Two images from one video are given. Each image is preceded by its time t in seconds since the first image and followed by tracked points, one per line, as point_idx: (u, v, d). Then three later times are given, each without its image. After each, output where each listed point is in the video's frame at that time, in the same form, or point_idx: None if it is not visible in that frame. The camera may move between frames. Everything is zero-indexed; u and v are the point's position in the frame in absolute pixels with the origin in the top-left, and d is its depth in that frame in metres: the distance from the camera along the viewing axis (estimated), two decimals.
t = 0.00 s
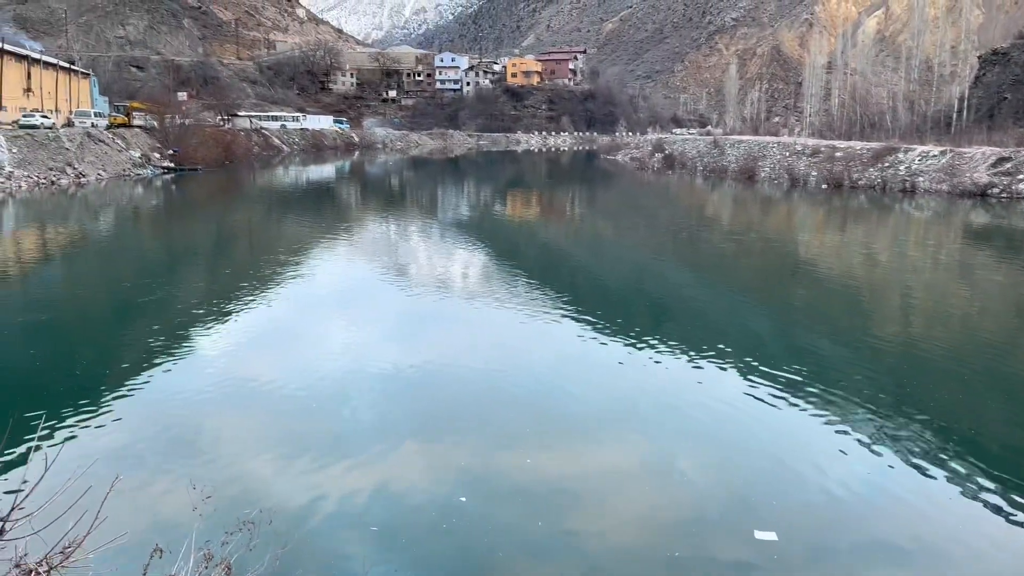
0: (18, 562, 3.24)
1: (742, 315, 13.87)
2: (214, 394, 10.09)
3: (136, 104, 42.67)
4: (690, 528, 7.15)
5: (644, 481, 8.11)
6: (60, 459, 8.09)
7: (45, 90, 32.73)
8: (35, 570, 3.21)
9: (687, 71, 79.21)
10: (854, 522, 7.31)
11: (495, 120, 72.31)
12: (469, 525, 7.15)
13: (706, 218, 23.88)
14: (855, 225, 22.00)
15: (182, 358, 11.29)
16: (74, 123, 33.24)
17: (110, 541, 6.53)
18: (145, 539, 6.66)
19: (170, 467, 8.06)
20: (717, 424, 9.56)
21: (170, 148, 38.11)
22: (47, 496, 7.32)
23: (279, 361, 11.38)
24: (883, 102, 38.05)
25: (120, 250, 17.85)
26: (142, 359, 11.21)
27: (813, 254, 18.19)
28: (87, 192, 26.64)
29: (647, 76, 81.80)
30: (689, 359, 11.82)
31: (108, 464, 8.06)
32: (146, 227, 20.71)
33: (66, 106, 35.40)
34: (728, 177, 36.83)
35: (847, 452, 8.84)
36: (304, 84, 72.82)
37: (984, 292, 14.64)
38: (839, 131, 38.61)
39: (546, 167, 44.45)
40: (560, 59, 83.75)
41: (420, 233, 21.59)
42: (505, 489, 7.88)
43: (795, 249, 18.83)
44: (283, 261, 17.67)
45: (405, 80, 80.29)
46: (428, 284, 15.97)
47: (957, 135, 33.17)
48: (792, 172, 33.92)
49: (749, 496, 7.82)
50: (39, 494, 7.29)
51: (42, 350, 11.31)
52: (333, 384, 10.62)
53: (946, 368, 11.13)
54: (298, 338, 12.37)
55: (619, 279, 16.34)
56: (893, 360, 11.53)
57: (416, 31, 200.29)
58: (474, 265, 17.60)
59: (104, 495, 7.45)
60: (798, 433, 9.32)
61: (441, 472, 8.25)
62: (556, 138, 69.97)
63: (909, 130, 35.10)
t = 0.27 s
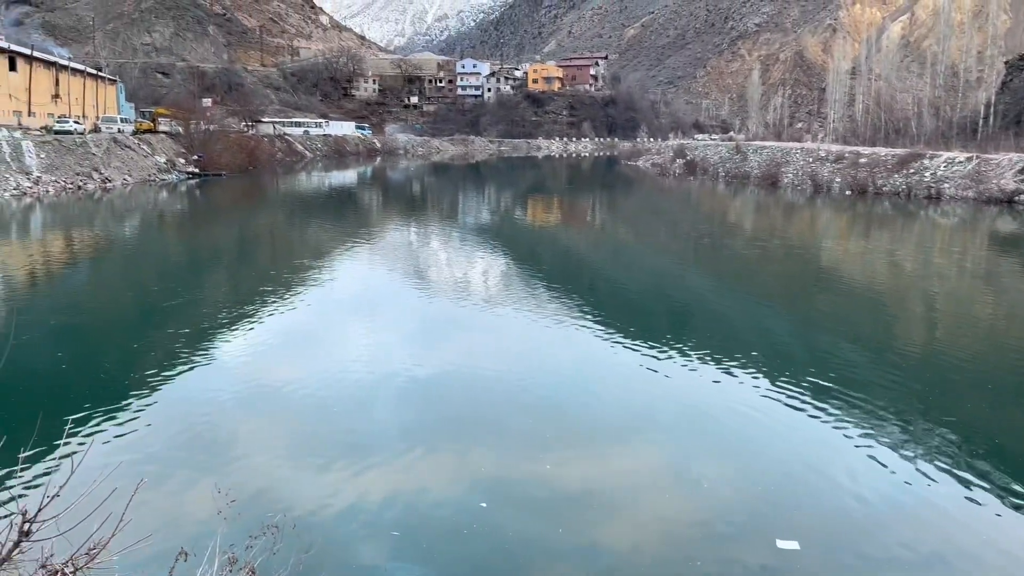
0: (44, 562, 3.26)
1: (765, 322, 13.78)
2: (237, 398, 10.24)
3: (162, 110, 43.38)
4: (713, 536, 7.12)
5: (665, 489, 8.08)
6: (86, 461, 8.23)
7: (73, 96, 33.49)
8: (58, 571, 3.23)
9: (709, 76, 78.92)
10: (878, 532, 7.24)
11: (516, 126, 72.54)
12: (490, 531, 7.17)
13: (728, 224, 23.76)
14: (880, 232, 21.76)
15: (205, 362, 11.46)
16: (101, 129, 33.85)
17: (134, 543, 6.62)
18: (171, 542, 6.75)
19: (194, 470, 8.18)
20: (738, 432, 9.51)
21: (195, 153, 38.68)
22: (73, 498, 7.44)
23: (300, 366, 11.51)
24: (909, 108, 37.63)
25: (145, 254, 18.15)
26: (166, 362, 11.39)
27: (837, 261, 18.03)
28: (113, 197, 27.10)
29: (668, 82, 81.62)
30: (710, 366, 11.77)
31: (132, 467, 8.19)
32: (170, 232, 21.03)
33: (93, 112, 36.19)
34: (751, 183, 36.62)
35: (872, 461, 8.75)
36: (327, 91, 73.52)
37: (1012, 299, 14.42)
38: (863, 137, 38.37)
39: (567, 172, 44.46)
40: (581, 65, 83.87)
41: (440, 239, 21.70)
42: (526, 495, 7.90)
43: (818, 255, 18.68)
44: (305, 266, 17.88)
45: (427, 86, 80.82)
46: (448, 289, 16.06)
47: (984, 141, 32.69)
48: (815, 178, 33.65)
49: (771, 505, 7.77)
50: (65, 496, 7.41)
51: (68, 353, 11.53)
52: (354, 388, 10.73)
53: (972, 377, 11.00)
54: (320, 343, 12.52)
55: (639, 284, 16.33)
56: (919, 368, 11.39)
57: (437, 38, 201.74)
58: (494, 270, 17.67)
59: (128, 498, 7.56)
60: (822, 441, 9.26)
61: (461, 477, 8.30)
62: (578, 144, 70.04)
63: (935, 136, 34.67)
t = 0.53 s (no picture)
0: (70, 565, 3.40)
1: (785, 328, 13.70)
2: (258, 401, 10.38)
3: (184, 115, 44.03)
4: (733, 544, 7.09)
5: (685, 496, 8.06)
6: (110, 464, 8.38)
7: (98, 102, 34.13)
8: (84, 570, 3.38)
9: (730, 81, 78.51)
10: (901, 541, 7.17)
11: (536, 131, 72.70)
12: (509, 536, 7.20)
13: (749, 229, 23.64)
14: (902, 237, 21.55)
15: (228, 365, 11.62)
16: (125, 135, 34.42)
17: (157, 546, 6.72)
18: (194, 544, 6.85)
19: (215, 474, 8.28)
20: (758, 439, 9.47)
21: (218, 159, 39.19)
22: (96, 500, 7.56)
23: (321, 369, 11.65)
24: (932, 113, 37.27)
25: (168, 258, 18.43)
26: (189, 365, 11.57)
27: (858, 267, 17.88)
28: (136, 201, 27.55)
29: (689, 87, 81.35)
30: (730, 372, 11.72)
31: (155, 469, 8.31)
32: (192, 236, 21.33)
33: (117, 118, 36.88)
34: (772, 188, 36.38)
35: (895, 469, 8.66)
36: (347, 96, 74.16)
37: None
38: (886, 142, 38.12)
39: (586, 178, 44.47)
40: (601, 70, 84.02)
41: (459, 244, 21.83)
42: (545, 501, 7.93)
43: (839, 262, 18.52)
44: (325, 270, 18.07)
45: (447, 92, 81.23)
46: (467, 294, 16.15)
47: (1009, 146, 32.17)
48: (837, 183, 33.35)
49: (792, 512, 7.72)
50: (90, 498, 7.54)
51: (93, 356, 11.73)
52: (374, 392, 10.83)
53: (997, 385, 10.86)
54: (341, 347, 12.65)
55: (658, 290, 16.30)
56: (942, 376, 11.28)
57: (457, 44, 203.07)
58: (512, 275, 17.74)
59: (151, 501, 7.67)
60: (844, 449, 9.19)
61: (480, 482, 8.34)
62: (597, 150, 70.04)
63: (960, 141, 34.22)
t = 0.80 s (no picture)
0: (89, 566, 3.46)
1: (802, 332, 13.64)
2: (275, 404, 10.50)
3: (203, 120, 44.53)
4: (750, 550, 7.08)
5: (700, 500, 8.06)
6: (129, 465, 8.50)
7: (117, 106, 34.72)
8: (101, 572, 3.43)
9: (747, 85, 78.15)
10: (920, 548, 7.11)
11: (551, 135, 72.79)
12: (525, 540, 7.23)
13: (766, 233, 23.55)
14: (921, 242, 21.35)
15: (246, 368, 11.76)
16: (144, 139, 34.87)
17: (173, 548, 6.81)
18: (212, 546, 6.94)
19: (233, 476, 8.38)
20: (775, 444, 9.44)
21: (236, 162, 39.61)
22: (115, 502, 7.67)
23: (337, 372, 11.76)
24: (952, 116, 36.90)
25: (186, 261, 18.67)
26: (208, 367, 11.72)
27: (877, 271, 17.74)
28: (155, 204, 27.89)
29: (705, 90, 81.10)
30: (746, 377, 11.69)
31: (173, 471, 8.42)
32: (210, 239, 21.59)
33: (136, 121, 37.52)
34: (789, 192, 36.19)
35: (913, 476, 8.61)
36: (364, 100, 74.64)
37: None
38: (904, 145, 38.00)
39: (601, 181, 44.46)
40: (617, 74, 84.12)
41: (475, 247, 21.89)
42: (559, 504, 7.96)
43: (858, 266, 18.39)
44: (342, 273, 18.23)
45: (463, 95, 81.56)
46: (483, 297, 16.23)
47: None
48: (855, 187, 33.12)
49: (809, 518, 7.69)
50: (109, 499, 7.66)
51: (113, 358, 11.92)
52: (390, 395, 10.92)
53: (1018, 391, 10.74)
54: (358, 349, 12.76)
55: (674, 294, 16.29)
56: (962, 382, 11.18)
57: (474, 48, 204.04)
58: (527, 279, 17.80)
59: (169, 502, 7.78)
60: (862, 454, 9.13)
61: (495, 485, 8.38)
62: (613, 153, 69.98)
63: (980, 145, 33.84)
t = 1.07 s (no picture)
0: (106, 565, 3.57)
1: (817, 337, 13.58)
2: (288, 406, 10.59)
3: (219, 123, 44.94)
4: (763, 555, 7.06)
5: (713, 505, 8.05)
6: (145, 467, 8.61)
7: (134, 109, 35.17)
8: (118, 571, 3.56)
9: (762, 87, 77.77)
10: (935, 554, 7.08)
11: (565, 138, 72.80)
12: (537, 544, 7.26)
13: (781, 237, 23.45)
14: (938, 246, 21.16)
15: (260, 370, 11.86)
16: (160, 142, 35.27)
17: (188, 549, 6.89)
18: (227, 548, 7.02)
19: (248, 479, 8.46)
20: (788, 449, 9.41)
21: (251, 166, 39.93)
22: (130, 503, 7.76)
23: (351, 375, 11.85)
24: (969, 119, 36.55)
25: (202, 264, 18.87)
26: (222, 370, 11.84)
27: (893, 275, 17.60)
28: (171, 208, 28.19)
29: (720, 93, 80.80)
30: (760, 381, 11.65)
31: (188, 473, 8.52)
32: (225, 242, 21.79)
33: (152, 125, 37.93)
34: (805, 195, 36.00)
35: (927, 481, 8.56)
36: (378, 104, 75.03)
37: None
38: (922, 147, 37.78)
39: (615, 184, 44.43)
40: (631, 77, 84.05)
41: (488, 250, 21.95)
42: (572, 508, 7.98)
43: (874, 270, 18.26)
44: (355, 276, 18.35)
45: (477, 99, 81.76)
46: (496, 300, 16.29)
47: None
48: (872, 191, 32.88)
49: (823, 523, 7.66)
50: (125, 501, 7.77)
51: (129, 360, 12.06)
52: (402, 398, 10.98)
53: None
54: (371, 352, 12.85)
55: (687, 298, 16.25)
56: (978, 387, 11.09)
57: (488, 51, 204.63)
58: (540, 282, 17.83)
59: (183, 504, 7.87)
60: (876, 460, 9.09)
61: (506, 489, 8.41)
62: (626, 157, 69.89)
63: (999, 147, 33.49)
